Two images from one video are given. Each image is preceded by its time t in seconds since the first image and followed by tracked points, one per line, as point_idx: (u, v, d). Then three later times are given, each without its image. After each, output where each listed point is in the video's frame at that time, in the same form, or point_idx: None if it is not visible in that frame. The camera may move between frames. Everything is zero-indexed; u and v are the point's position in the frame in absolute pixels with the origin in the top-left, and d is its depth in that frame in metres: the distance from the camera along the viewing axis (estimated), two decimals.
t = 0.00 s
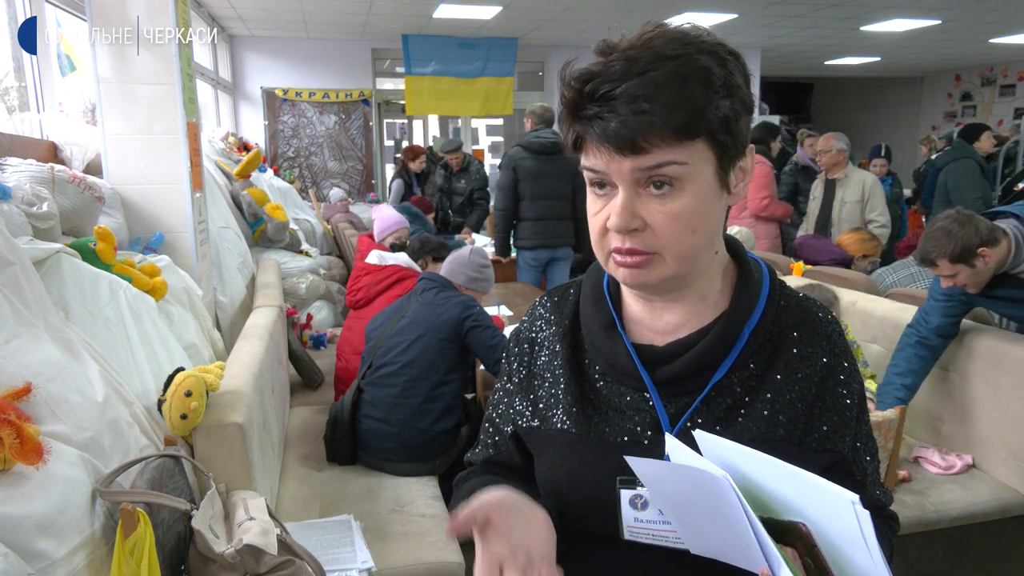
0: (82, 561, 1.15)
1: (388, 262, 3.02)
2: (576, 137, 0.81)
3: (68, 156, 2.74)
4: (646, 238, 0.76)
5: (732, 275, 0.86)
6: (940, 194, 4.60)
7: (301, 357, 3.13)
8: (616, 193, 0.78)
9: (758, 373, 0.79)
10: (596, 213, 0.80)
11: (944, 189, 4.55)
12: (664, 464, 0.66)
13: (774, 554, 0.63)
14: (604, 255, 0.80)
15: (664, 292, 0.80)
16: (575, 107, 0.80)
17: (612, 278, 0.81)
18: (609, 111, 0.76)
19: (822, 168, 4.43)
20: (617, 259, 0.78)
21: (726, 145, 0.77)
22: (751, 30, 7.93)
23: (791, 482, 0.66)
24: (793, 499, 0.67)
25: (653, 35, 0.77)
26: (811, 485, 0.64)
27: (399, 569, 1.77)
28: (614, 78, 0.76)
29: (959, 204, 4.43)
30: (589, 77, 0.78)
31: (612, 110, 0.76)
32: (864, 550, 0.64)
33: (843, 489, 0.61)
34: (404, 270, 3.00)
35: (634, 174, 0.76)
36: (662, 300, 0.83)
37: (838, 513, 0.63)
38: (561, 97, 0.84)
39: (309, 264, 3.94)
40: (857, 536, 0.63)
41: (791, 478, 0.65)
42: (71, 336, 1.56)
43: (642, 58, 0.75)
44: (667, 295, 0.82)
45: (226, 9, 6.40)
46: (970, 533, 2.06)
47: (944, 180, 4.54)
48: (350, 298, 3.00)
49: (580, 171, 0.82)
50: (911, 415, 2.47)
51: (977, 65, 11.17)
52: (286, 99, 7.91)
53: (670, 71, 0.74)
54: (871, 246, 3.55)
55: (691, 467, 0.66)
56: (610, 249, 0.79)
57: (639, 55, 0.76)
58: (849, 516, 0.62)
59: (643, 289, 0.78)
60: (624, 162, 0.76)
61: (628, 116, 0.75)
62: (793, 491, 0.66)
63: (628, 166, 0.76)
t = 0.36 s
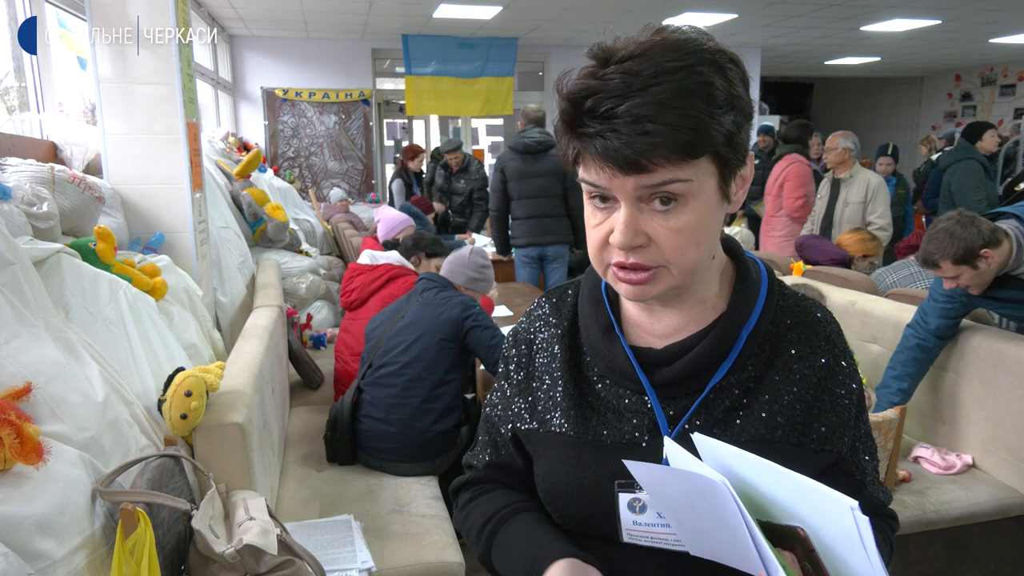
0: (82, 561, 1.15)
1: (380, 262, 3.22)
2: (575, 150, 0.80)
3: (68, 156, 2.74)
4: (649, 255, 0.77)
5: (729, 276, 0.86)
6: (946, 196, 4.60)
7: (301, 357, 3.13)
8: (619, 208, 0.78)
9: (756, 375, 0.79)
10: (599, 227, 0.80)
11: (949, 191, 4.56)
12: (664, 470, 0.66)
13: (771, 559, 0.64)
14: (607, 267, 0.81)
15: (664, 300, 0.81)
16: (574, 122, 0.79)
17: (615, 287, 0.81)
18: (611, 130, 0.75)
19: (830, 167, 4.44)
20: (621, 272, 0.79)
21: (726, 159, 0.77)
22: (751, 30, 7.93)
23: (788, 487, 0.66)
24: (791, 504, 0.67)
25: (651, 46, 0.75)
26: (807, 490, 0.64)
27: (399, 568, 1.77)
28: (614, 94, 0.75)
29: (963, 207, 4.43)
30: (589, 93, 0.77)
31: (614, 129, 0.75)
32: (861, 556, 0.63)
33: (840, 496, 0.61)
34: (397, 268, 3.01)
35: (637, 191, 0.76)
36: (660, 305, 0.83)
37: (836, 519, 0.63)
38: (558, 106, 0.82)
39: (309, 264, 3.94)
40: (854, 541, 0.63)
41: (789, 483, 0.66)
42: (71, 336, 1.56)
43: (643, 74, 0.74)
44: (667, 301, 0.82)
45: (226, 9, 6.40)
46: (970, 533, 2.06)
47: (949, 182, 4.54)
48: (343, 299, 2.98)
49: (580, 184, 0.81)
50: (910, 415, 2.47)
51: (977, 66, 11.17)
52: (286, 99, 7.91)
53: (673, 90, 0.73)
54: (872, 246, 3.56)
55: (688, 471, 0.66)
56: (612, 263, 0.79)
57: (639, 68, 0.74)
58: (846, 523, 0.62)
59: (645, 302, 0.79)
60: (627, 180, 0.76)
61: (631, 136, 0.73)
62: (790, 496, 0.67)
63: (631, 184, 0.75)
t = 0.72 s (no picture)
0: (82, 561, 1.15)
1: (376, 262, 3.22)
2: (614, 135, 0.78)
3: (68, 156, 2.74)
4: (697, 241, 0.76)
5: (727, 276, 0.86)
6: (947, 198, 4.60)
7: (301, 357, 3.13)
8: (662, 195, 0.77)
9: (753, 376, 0.79)
10: (638, 216, 0.77)
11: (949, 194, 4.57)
12: (659, 472, 0.67)
13: (768, 561, 0.63)
14: (641, 258, 0.78)
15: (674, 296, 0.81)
16: (619, 104, 0.77)
17: (644, 281, 0.79)
18: (668, 110, 0.74)
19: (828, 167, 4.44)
20: (663, 261, 0.77)
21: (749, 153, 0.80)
22: (751, 30, 7.93)
23: (786, 489, 0.66)
24: (787, 505, 0.67)
25: (694, 37, 0.78)
26: (803, 491, 0.64)
27: (399, 568, 1.77)
28: (669, 77, 0.75)
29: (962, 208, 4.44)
30: (638, 75, 0.76)
31: (672, 109, 0.74)
32: (857, 557, 0.64)
33: (836, 498, 0.61)
34: (394, 268, 3.01)
35: (687, 174, 0.76)
36: (665, 304, 0.83)
37: (832, 521, 0.64)
38: (593, 91, 0.79)
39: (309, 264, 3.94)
40: (850, 542, 0.63)
41: (784, 484, 0.66)
42: (71, 336, 1.56)
43: (691, 59, 0.75)
44: (675, 298, 0.82)
45: (226, 9, 6.40)
46: (970, 533, 2.06)
47: (949, 185, 4.54)
48: (341, 301, 2.98)
49: (614, 172, 0.78)
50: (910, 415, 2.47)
51: (977, 65, 11.17)
52: (286, 99, 7.91)
53: (721, 77, 0.75)
54: (872, 246, 3.56)
55: (683, 474, 0.66)
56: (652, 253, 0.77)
57: (691, 55, 0.75)
58: (842, 524, 0.62)
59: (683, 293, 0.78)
60: (679, 162, 0.75)
61: (692, 116, 0.74)
62: (787, 497, 0.67)
63: (683, 167, 0.75)
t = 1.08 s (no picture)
0: (82, 561, 1.15)
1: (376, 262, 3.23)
2: (619, 113, 0.78)
3: (68, 156, 2.74)
4: (701, 220, 0.76)
5: (724, 277, 0.86)
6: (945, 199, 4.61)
7: (301, 357, 3.13)
8: (666, 174, 0.77)
9: (753, 376, 0.79)
10: (642, 194, 0.77)
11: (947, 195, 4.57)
12: (663, 467, 0.66)
13: (776, 554, 0.64)
14: (642, 238, 0.78)
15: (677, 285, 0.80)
16: (624, 82, 0.78)
17: (646, 262, 0.78)
18: (674, 86, 0.75)
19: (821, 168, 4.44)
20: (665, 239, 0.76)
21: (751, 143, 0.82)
22: (751, 30, 7.93)
23: (791, 483, 0.66)
24: (793, 499, 0.68)
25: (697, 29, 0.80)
26: (809, 484, 0.64)
27: (399, 568, 1.77)
28: (673, 57, 0.77)
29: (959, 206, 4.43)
30: (645, 54, 0.77)
31: (678, 85, 0.75)
32: (865, 549, 0.64)
33: (844, 489, 0.61)
34: (394, 269, 3.01)
35: (690, 153, 0.76)
36: (667, 299, 0.83)
37: (839, 514, 0.64)
38: (599, 72, 0.80)
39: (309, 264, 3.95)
40: (859, 537, 0.63)
41: (789, 478, 0.66)
42: (71, 336, 1.56)
43: (694, 46, 0.78)
44: (673, 287, 0.82)
45: (226, 9, 6.40)
46: (970, 533, 2.06)
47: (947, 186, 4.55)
48: (342, 301, 2.99)
49: (619, 151, 0.78)
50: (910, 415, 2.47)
51: (977, 65, 11.17)
52: (286, 99, 7.91)
53: (726, 62, 0.78)
54: (872, 246, 3.55)
55: (688, 469, 0.66)
56: (655, 231, 0.77)
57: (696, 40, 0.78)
58: (849, 516, 0.63)
59: (687, 273, 0.77)
60: (683, 140, 0.76)
61: (698, 92, 0.75)
62: (792, 490, 0.67)
63: (687, 144, 0.76)
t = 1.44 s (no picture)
0: (82, 561, 1.15)
1: (378, 262, 3.23)
2: (601, 112, 0.78)
3: (68, 156, 2.74)
4: (682, 217, 0.75)
5: (726, 277, 0.86)
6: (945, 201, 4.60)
7: (301, 358, 3.13)
8: (646, 172, 0.77)
9: (755, 377, 0.79)
10: (623, 193, 0.77)
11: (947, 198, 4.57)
12: (666, 465, 0.66)
13: (780, 550, 0.64)
14: (624, 237, 0.78)
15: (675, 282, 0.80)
16: (606, 82, 0.78)
17: (631, 260, 0.78)
18: (651, 84, 0.75)
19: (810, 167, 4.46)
20: (645, 237, 0.76)
21: (745, 138, 0.80)
22: (751, 30, 7.93)
23: (797, 480, 0.66)
24: (797, 497, 0.68)
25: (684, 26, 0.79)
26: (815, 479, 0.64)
27: (400, 568, 1.77)
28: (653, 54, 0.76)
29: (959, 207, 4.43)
30: (626, 53, 0.78)
31: (655, 82, 0.75)
32: (871, 546, 0.63)
33: (850, 484, 0.61)
34: (393, 269, 3.01)
35: (670, 151, 0.75)
36: (665, 299, 0.83)
37: (845, 511, 0.64)
38: (585, 73, 0.81)
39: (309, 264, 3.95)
40: (865, 533, 0.63)
41: (792, 473, 0.66)
42: (71, 336, 1.56)
43: (676, 43, 0.77)
44: (671, 286, 0.81)
45: (226, 9, 6.40)
46: (970, 533, 2.06)
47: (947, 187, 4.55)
48: (342, 301, 2.98)
49: (602, 151, 0.79)
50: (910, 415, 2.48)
51: (977, 66, 11.17)
52: (286, 99, 7.90)
53: (709, 58, 0.77)
54: (872, 246, 3.55)
55: (692, 465, 0.66)
56: (636, 228, 0.77)
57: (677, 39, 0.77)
58: (856, 513, 0.63)
59: (670, 271, 0.77)
60: (661, 138, 0.75)
61: (675, 89, 0.74)
62: (796, 488, 0.67)
63: (666, 142, 0.75)
